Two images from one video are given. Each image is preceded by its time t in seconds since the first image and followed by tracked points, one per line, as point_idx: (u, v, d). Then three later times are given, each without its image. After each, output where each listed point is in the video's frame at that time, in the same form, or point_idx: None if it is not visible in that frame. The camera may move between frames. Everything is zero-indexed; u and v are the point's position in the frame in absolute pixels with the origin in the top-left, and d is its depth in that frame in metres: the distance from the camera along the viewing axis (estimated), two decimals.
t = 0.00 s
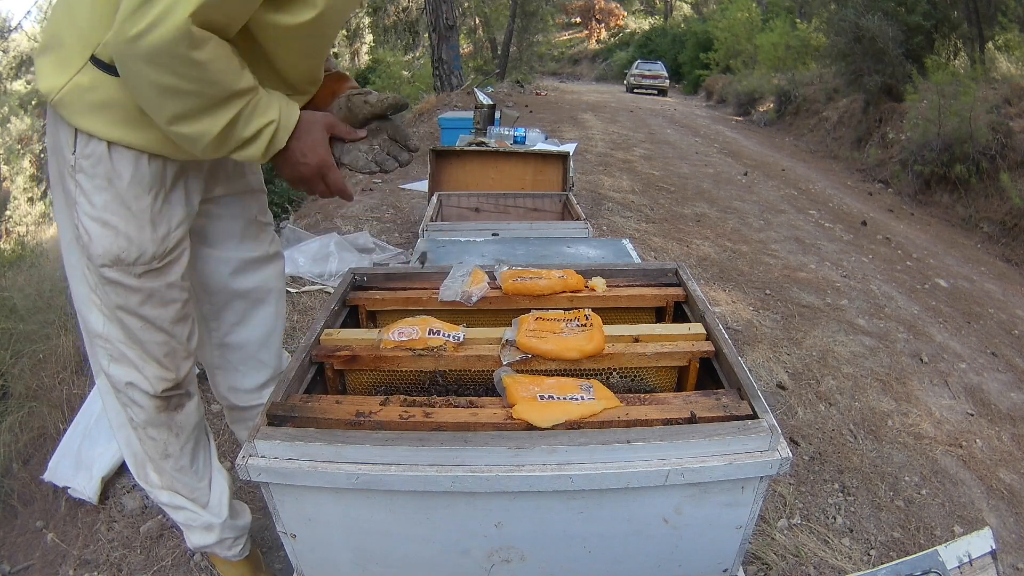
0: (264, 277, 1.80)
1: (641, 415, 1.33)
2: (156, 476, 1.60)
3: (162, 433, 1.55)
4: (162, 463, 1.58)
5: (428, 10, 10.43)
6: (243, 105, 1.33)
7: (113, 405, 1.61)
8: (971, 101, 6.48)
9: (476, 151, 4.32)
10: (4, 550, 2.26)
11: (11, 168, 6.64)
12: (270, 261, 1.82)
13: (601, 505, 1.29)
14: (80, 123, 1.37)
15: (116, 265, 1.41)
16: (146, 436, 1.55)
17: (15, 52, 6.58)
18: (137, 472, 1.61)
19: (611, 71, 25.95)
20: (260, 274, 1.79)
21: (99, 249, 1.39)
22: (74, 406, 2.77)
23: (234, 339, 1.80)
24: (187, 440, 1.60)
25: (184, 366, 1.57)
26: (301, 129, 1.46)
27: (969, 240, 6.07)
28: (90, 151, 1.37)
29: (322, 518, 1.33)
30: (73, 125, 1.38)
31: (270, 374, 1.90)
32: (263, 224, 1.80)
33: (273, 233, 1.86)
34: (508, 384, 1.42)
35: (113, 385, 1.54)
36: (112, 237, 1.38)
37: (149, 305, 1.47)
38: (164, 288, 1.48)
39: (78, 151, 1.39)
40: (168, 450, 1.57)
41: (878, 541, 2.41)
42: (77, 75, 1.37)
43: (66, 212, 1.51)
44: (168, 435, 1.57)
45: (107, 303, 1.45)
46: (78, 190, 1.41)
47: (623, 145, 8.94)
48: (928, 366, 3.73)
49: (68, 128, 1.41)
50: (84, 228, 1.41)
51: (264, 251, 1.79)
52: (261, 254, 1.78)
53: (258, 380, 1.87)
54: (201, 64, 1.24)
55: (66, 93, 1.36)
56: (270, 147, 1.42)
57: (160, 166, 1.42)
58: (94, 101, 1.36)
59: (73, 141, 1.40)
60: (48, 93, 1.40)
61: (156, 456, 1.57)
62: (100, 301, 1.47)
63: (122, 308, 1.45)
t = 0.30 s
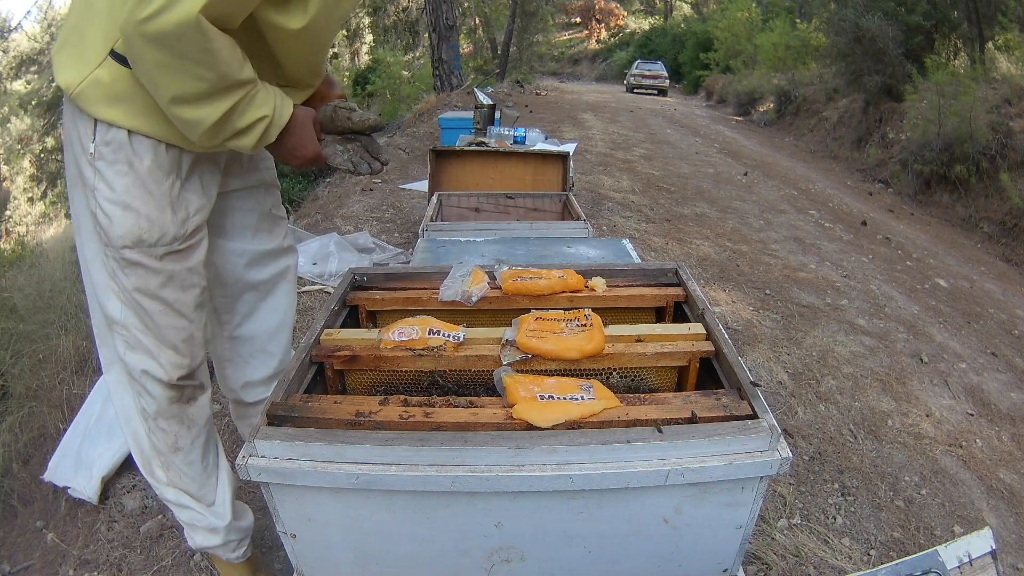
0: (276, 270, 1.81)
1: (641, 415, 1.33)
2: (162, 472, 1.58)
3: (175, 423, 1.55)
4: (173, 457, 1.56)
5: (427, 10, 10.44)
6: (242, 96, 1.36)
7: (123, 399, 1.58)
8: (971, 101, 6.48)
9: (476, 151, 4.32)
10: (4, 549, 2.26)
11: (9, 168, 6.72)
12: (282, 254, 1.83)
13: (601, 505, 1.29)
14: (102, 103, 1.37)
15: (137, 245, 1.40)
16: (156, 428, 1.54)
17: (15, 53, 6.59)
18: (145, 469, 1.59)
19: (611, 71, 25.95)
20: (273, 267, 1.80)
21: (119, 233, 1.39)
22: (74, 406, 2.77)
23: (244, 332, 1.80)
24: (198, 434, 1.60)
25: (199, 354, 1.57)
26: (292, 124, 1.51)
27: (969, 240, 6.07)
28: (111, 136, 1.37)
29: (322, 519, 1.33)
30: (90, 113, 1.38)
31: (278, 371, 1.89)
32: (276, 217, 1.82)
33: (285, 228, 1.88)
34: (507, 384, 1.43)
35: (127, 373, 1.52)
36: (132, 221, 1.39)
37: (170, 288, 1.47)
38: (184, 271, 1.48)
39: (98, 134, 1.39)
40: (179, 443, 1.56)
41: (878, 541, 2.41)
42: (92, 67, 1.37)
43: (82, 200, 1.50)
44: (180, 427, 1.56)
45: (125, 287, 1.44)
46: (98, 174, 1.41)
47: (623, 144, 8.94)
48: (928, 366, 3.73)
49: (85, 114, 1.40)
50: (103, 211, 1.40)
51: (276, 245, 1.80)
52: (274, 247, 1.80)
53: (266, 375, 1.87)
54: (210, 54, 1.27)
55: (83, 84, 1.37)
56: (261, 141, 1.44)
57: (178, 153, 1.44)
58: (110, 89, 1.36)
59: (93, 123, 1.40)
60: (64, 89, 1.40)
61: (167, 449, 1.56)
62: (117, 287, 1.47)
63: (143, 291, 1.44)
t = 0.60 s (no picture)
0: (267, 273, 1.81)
1: (641, 416, 1.33)
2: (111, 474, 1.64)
3: (130, 429, 1.60)
4: (127, 461, 1.63)
5: (427, 10, 10.44)
6: (220, 85, 1.38)
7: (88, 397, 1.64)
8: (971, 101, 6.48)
9: (476, 151, 4.32)
10: (4, 549, 2.26)
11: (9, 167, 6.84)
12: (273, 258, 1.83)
13: (601, 505, 1.29)
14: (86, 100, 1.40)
15: (111, 243, 1.44)
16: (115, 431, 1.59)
17: (15, 53, 6.58)
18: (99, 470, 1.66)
19: (611, 71, 25.94)
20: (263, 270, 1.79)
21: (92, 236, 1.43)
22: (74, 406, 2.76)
23: (234, 333, 1.79)
24: (148, 446, 1.66)
25: (158, 364, 1.62)
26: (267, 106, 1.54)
27: (969, 240, 6.07)
28: (92, 131, 1.41)
29: (321, 519, 1.33)
30: (74, 109, 1.42)
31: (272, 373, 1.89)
32: (267, 221, 1.82)
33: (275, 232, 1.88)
34: (507, 384, 1.43)
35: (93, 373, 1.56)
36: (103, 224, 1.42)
37: (138, 291, 1.50)
38: (153, 276, 1.51)
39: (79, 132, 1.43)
40: (129, 452, 1.62)
41: (878, 541, 2.41)
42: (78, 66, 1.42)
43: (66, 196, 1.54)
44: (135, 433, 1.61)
45: (96, 287, 1.48)
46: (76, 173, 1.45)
47: (623, 144, 8.95)
48: (928, 366, 3.73)
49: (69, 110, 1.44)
50: (80, 208, 1.44)
51: (267, 248, 1.80)
52: (265, 251, 1.80)
53: (259, 376, 1.86)
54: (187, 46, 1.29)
55: (67, 82, 1.42)
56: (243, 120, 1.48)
57: (154, 154, 1.46)
58: (94, 86, 1.40)
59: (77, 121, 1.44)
60: (51, 89, 1.46)
61: (122, 455, 1.62)
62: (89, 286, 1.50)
63: (113, 293, 1.47)
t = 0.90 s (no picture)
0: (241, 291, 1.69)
1: (641, 416, 1.33)
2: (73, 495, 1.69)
3: (77, 461, 1.64)
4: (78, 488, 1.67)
5: (427, 11, 10.45)
6: (113, 104, 1.26)
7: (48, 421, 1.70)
8: (971, 101, 6.48)
9: (476, 151, 4.32)
10: (3, 550, 2.26)
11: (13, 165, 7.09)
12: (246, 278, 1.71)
13: (601, 505, 1.29)
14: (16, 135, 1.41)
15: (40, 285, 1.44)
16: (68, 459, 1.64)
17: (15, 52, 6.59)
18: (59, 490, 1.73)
19: (611, 71, 25.94)
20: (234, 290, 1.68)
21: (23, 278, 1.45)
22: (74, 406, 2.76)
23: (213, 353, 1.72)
24: (102, 472, 1.67)
25: (99, 399, 1.62)
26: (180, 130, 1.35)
27: (969, 240, 6.07)
28: (21, 172, 1.41)
29: (321, 518, 1.33)
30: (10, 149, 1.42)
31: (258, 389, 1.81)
32: (238, 240, 1.69)
33: (249, 246, 1.75)
34: (507, 384, 1.43)
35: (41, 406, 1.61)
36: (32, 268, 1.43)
37: (67, 331, 1.50)
38: (81, 317, 1.51)
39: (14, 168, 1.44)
40: (84, 478, 1.66)
41: (878, 541, 2.41)
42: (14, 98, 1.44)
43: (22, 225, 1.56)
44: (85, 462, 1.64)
45: (32, 327, 1.51)
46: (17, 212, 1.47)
47: (623, 144, 8.95)
48: (928, 366, 3.73)
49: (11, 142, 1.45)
50: (17, 248, 1.46)
51: (237, 268, 1.68)
52: (237, 272, 1.68)
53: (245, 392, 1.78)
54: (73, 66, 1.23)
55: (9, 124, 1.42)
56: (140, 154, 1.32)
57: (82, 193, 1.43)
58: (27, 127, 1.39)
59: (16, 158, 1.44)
60: None
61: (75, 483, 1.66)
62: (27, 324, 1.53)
63: (47, 334, 1.49)
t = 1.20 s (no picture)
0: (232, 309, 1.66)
1: (641, 416, 1.33)
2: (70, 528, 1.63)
3: (69, 501, 1.57)
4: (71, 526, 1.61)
5: (428, 11, 10.45)
6: None
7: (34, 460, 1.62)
8: (971, 101, 6.47)
9: (476, 151, 4.33)
10: (3, 550, 2.26)
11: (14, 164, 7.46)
12: (237, 293, 1.68)
13: (601, 505, 1.29)
14: None
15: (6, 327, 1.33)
16: (60, 499, 1.58)
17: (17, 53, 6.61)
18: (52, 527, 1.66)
19: (611, 71, 25.94)
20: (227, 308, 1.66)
21: None
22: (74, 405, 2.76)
23: (214, 374, 1.69)
24: (97, 510, 1.59)
25: (80, 442, 1.51)
26: None
27: (969, 240, 6.07)
28: None
29: (321, 518, 1.33)
30: None
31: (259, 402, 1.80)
32: (226, 252, 1.64)
33: (243, 255, 1.70)
34: (507, 384, 1.43)
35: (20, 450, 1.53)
36: None
37: (40, 373, 1.40)
38: (54, 357, 1.40)
39: None
40: (78, 514, 1.58)
41: (878, 541, 2.41)
42: None
43: None
44: (76, 503, 1.56)
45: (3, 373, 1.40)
46: None
47: (623, 144, 8.95)
48: (927, 365, 3.73)
49: None
50: None
51: (227, 287, 1.65)
52: (228, 287, 1.65)
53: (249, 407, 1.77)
54: None
55: None
56: (62, 150, 1.29)
57: (40, 212, 1.31)
58: None
59: None
60: None
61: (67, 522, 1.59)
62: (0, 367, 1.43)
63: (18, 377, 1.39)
